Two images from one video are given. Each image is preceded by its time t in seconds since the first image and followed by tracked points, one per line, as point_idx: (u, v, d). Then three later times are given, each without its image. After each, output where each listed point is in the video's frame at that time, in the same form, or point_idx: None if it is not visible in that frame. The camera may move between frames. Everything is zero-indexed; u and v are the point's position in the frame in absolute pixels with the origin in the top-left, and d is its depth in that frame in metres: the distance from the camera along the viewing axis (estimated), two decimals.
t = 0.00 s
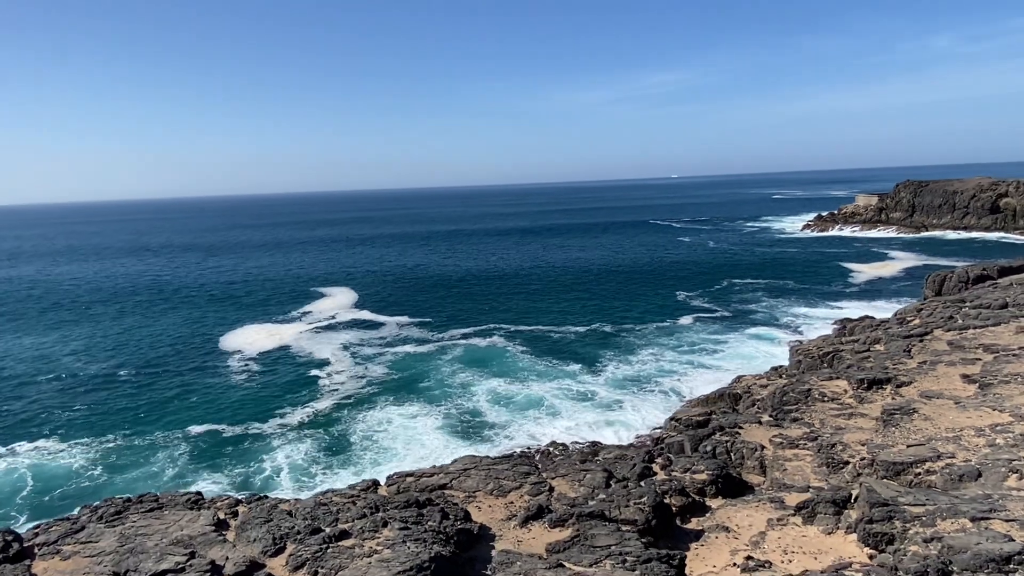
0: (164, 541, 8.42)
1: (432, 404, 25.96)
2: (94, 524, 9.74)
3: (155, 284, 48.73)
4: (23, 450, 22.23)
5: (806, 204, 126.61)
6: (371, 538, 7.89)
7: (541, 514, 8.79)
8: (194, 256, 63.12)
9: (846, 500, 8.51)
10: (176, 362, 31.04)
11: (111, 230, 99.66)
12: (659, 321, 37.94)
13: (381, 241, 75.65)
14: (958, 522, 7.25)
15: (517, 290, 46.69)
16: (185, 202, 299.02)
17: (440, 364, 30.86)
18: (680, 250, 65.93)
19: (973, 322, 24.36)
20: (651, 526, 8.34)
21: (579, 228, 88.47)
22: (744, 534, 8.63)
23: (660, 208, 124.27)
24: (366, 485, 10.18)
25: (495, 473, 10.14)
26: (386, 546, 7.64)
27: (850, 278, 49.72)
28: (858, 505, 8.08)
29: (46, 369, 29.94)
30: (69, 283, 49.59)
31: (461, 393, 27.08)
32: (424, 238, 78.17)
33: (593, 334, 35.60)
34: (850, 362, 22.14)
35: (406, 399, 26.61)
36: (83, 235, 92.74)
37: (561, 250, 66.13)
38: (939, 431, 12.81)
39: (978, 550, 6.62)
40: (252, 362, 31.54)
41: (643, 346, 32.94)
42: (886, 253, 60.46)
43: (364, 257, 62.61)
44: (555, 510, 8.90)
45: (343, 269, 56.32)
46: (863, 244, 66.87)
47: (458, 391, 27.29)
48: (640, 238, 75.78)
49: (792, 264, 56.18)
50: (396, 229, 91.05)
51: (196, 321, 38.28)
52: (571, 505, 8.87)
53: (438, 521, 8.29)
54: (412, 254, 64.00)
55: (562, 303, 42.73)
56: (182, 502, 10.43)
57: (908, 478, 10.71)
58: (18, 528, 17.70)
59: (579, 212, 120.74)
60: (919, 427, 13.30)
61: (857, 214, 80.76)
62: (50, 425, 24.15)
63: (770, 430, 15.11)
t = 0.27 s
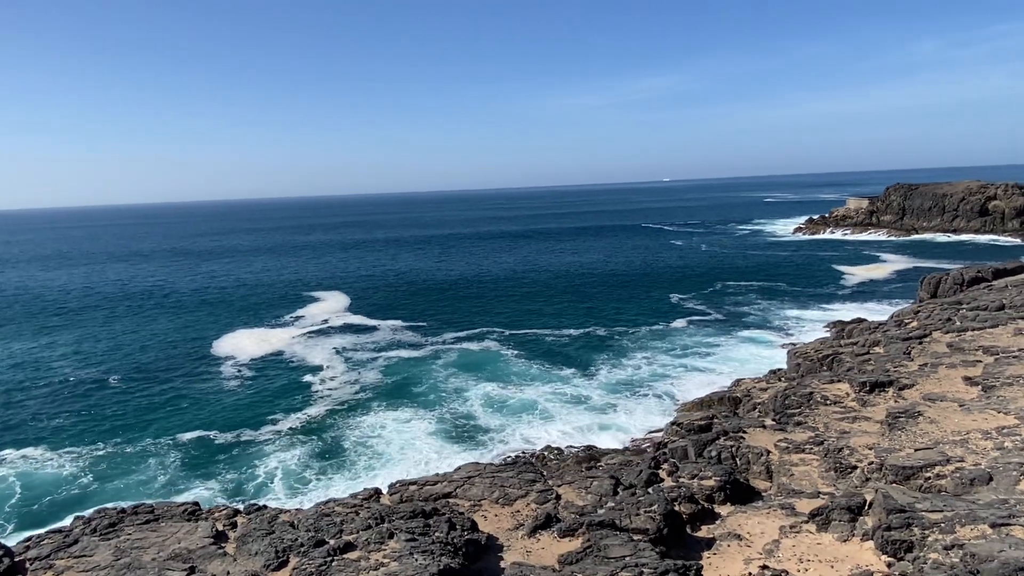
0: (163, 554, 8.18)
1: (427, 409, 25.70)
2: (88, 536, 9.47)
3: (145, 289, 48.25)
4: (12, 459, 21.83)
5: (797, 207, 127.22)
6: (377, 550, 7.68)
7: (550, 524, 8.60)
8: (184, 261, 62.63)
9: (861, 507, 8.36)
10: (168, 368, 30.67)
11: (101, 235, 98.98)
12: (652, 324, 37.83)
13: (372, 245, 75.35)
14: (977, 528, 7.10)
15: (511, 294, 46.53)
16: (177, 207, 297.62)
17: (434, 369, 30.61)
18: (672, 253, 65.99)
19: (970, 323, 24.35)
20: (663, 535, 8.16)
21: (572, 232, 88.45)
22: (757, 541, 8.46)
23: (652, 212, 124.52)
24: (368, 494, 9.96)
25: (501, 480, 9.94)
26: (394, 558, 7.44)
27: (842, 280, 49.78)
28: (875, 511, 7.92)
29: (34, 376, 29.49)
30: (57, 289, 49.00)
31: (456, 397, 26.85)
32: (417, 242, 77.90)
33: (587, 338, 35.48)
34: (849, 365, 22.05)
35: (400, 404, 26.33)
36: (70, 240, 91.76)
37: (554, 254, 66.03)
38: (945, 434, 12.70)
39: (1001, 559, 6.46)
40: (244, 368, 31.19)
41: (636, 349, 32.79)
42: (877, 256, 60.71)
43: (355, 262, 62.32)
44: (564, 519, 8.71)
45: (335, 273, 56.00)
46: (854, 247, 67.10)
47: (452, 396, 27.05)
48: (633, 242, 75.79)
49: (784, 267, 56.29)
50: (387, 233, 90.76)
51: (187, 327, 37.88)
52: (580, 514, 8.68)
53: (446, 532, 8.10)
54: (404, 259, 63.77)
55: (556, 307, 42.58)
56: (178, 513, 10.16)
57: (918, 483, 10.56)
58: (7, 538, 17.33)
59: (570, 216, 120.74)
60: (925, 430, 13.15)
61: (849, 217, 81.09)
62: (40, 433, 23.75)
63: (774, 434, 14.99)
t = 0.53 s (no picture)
0: (159, 565, 7.87)
1: (421, 412, 25.40)
2: (79, 547, 9.12)
3: (136, 294, 47.73)
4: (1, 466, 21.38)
5: (788, 210, 127.70)
6: (384, 560, 7.41)
7: (560, 531, 8.36)
8: (175, 266, 62.07)
9: (880, 511, 8.14)
10: (160, 373, 30.25)
11: (92, 240, 98.40)
12: (647, 327, 37.63)
13: (365, 250, 75.03)
14: (1004, 531, 6.87)
15: (505, 298, 46.31)
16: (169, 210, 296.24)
17: (428, 373, 30.30)
18: (665, 256, 65.97)
19: (971, 323, 24.26)
20: (677, 541, 7.92)
21: (566, 235, 88.36)
22: (773, 546, 8.24)
23: (645, 215, 124.69)
24: (370, 500, 9.67)
25: (507, 485, 9.68)
26: (401, 568, 7.17)
27: (836, 282, 49.75)
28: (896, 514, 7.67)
29: (23, 381, 29.00)
30: (46, 294, 48.38)
31: (451, 401, 26.54)
32: (410, 246, 77.60)
33: (581, 341, 35.29)
34: (851, 367, 21.90)
35: (394, 408, 26.03)
36: (58, 245, 90.81)
37: (548, 258, 65.88)
38: (955, 434, 12.51)
39: None
40: (238, 372, 30.80)
41: (630, 352, 32.58)
42: (870, 258, 60.83)
43: (348, 266, 61.97)
44: (575, 526, 8.47)
45: (328, 278, 55.64)
46: (847, 249, 67.27)
47: (446, 400, 26.76)
48: (626, 245, 75.74)
49: (778, 269, 56.32)
50: (380, 237, 90.43)
51: (179, 331, 37.45)
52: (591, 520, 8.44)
53: (455, 540, 7.83)
54: (397, 263, 63.47)
55: (550, 310, 42.39)
56: (173, 522, 9.84)
57: (932, 485, 10.35)
58: None
59: (562, 220, 120.72)
60: (934, 431, 12.93)
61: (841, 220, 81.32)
62: (29, 439, 23.29)
63: (781, 437, 14.80)
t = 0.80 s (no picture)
0: None
1: (414, 417, 25.05)
2: (62, 565, 8.76)
3: (124, 299, 47.13)
4: None
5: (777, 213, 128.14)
6: None
7: (566, 546, 8.10)
8: (164, 270, 61.45)
9: (895, 524, 7.91)
10: (149, 379, 29.79)
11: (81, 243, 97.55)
12: (641, 331, 37.43)
13: (356, 253, 74.61)
14: None
15: (497, 301, 46.05)
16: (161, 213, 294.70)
17: (421, 377, 29.95)
18: (658, 259, 65.90)
19: (968, 327, 24.14)
20: (687, 557, 7.67)
21: (558, 239, 88.29)
22: (785, 560, 8.00)
23: (637, 218, 124.92)
24: (367, 513, 9.36)
25: (509, 497, 9.39)
26: None
27: (829, 285, 49.80)
28: (914, 528, 7.42)
29: (9, 387, 28.46)
30: (32, 298, 47.70)
31: (445, 405, 26.21)
32: (402, 250, 77.28)
33: (574, 344, 35.05)
34: (850, 371, 21.72)
35: (387, 412, 25.66)
36: (44, 248, 89.74)
37: (541, 261, 65.73)
38: (962, 441, 12.32)
39: None
40: (229, 377, 30.36)
41: (621, 356, 32.36)
42: (862, 261, 60.94)
43: (338, 270, 61.55)
44: (581, 540, 8.20)
45: (320, 282, 55.23)
46: (839, 252, 67.40)
47: (439, 404, 26.42)
48: (618, 249, 75.64)
49: (770, 272, 56.32)
50: (371, 241, 89.99)
51: (169, 336, 36.96)
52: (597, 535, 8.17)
53: (457, 559, 7.56)
54: (388, 267, 63.11)
55: (543, 314, 42.15)
56: (162, 537, 9.48)
57: (942, 494, 10.13)
58: None
59: (554, 223, 120.60)
60: (940, 438, 12.71)
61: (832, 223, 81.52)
62: (15, 446, 22.79)
63: (784, 444, 14.59)
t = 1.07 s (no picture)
0: None
1: (405, 420, 24.68)
2: None
3: (110, 302, 46.48)
4: None
5: (766, 216, 128.62)
6: None
7: (567, 557, 7.84)
8: (151, 273, 60.76)
9: (906, 533, 7.68)
10: (136, 382, 29.31)
11: (66, 246, 96.38)
12: (632, 333, 37.25)
13: (345, 256, 74.13)
14: None
15: (487, 304, 45.77)
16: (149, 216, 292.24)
17: (411, 380, 29.60)
18: (648, 262, 65.87)
19: (964, 330, 24.04)
20: (692, 568, 7.44)
21: (548, 242, 88.17)
22: (792, 571, 7.76)
23: (627, 222, 125.06)
24: (359, 523, 9.07)
25: (506, 506, 9.11)
26: None
27: (819, 288, 49.89)
28: (926, 537, 7.20)
29: None
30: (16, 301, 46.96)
31: (436, 408, 25.83)
32: (392, 253, 76.88)
33: (565, 347, 34.82)
34: (847, 374, 21.55)
35: (377, 416, 25.27)
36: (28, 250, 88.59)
37: (531, 264, 65.53)
38: (964, 446, 12.14)
39: None
40: (217, 381, 29.91)
41: (611, 359, 32.12)
42: (851, 264, 61.12)
43: (328, 273, 61.08)
44: (582, 551, 7.94)
45: (309, 285, 54.74)
46: (828, 255, 67.61)
47: (430, 407, 26.06)
48: (608, 252, 75.59)
49: (760, 275, 56.37)
50: (360, 244, 89.53)
51: (156, 339, 36.45)
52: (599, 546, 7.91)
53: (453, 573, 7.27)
54: (378, 270, 62.71)
55: (533, 317, 41.90)
56: (145, 549, 9.12)
57: (948, 501, 9.93)
58: None
59: (544, 226, 120.48)
60: (943, 443, 12.52)
61: (821, 226, 81.82)
62: None
63: (784, 449, 14.38)
